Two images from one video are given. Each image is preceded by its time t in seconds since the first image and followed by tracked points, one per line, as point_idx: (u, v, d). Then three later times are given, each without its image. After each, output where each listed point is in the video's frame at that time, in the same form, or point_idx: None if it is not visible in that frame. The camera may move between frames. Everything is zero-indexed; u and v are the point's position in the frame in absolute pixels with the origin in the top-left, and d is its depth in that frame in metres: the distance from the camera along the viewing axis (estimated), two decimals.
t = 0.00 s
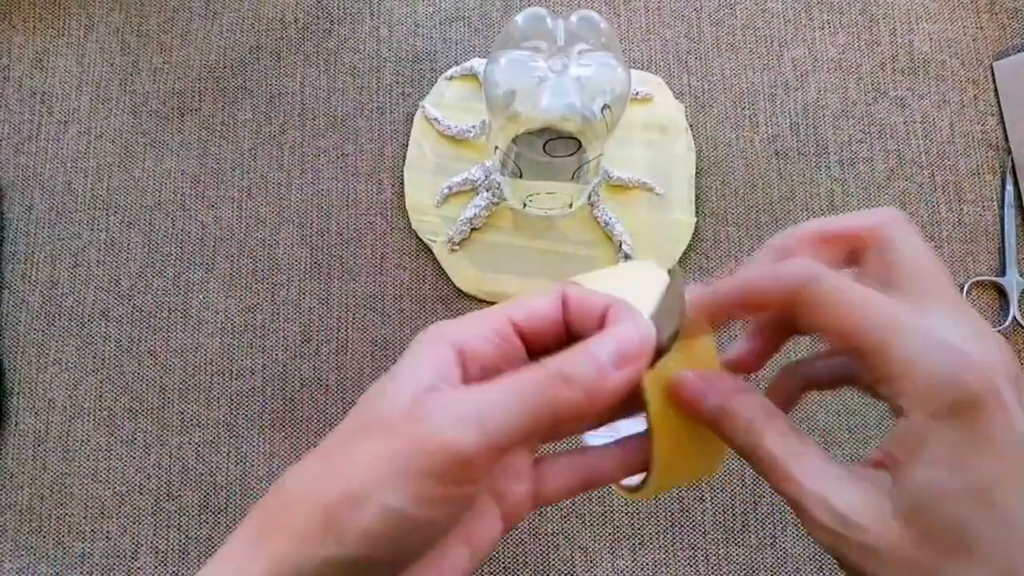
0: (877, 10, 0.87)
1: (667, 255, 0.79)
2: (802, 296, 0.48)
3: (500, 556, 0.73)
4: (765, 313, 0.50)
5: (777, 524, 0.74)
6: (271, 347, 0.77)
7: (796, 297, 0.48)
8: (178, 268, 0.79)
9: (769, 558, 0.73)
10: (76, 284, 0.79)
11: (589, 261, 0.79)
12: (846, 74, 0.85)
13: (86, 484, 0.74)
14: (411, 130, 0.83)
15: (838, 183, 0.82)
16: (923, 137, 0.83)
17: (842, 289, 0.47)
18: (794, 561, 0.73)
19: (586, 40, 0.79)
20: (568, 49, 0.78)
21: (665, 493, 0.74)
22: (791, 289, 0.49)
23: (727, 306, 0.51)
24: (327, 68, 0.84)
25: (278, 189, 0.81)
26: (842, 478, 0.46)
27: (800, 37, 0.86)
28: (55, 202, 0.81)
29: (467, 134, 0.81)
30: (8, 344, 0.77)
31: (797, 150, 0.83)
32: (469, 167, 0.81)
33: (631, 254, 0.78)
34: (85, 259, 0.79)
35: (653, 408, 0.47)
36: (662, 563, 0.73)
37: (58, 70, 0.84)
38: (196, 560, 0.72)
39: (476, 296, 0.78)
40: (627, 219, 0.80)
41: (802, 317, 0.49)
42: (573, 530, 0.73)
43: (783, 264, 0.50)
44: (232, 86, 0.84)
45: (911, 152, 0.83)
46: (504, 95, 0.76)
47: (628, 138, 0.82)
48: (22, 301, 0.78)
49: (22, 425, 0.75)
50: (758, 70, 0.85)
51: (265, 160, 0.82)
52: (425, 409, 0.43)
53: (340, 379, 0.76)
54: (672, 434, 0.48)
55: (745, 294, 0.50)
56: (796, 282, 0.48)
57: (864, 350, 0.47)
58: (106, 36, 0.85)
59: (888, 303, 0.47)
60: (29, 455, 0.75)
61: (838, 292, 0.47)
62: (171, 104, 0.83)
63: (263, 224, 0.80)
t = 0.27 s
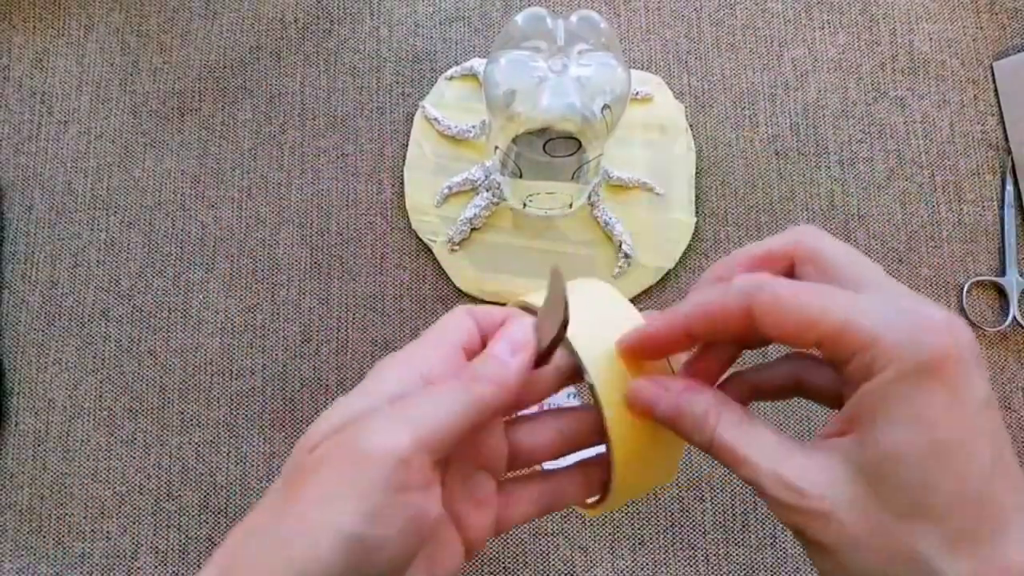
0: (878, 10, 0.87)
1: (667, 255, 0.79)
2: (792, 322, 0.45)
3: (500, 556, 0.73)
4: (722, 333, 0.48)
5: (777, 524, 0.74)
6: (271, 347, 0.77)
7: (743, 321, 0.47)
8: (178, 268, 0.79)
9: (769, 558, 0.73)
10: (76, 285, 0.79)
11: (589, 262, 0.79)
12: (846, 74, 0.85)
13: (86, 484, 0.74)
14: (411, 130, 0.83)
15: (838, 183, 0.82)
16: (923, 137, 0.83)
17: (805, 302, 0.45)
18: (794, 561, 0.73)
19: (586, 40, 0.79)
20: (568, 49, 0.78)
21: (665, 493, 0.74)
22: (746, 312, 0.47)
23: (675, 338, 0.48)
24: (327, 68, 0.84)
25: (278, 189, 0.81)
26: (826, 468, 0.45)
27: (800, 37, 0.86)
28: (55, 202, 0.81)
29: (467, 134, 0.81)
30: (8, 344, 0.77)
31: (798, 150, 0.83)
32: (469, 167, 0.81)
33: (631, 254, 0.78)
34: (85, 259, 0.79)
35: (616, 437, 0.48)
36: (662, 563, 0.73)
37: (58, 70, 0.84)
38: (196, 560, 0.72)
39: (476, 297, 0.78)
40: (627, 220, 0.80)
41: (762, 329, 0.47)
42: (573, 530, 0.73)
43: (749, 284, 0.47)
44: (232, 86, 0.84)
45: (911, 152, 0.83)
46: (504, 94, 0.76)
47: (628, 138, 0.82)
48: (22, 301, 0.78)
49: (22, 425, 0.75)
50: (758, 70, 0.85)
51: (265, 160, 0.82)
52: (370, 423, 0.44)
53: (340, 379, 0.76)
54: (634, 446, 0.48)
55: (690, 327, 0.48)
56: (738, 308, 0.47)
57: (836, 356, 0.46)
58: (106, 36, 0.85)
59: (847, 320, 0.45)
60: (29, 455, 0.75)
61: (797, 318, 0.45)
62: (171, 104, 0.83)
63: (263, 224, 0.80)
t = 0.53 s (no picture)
0: (878, 10, 0.87)
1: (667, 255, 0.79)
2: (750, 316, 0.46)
3: (500, 556, 0.73)
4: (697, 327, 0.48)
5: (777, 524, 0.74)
6: (271, 347, 0.77)
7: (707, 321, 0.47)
8: (178, 268, 0.79)
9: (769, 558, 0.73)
10: (76, 285, 0.79)
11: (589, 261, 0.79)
12: (846, 74, 0.85)
13: (86, 484, 0.74)
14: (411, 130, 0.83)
15: (838, 183, 0.82)
16: (923, 137, 0.83)
17: (795, 297, 0.45)
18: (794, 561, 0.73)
19: (586, 40, 0.79)
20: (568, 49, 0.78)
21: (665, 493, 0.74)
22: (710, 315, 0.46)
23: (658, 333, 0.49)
24: (327, 68, 0.84)
25: (278, 189, 0.81)
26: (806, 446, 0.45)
27: (800, 37, 0.86)
28: (55, 202, 0.81)
29: (467, 134, 0.81)
30: (8, 344, 0.77)
31: (797, 150, 0.83)
32: (469, 167, 0.81)
33: (631, 254, 0.78)
34: (85, 259, 0.79)
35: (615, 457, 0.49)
36: (662, 563, 0.73)
37: (58, 70, 0.84)
38: (196, 560, 0.72)
39: (475, 296, 0.78)
40: (627, 220, 0.80)
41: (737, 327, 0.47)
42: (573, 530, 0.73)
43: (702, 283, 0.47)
44: (232, 86, 0.84)
45: (911, 152, 0.83)
46: (503, 95, 0.76)
47: (628, 138, 0.82)
48: (22, 301, 0.78)
49: (22, 425, 0.75)
50: (758, 70, 0.85)
51: (266, 160, 0.82)
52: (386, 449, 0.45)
53: (340, 379, 0.76)
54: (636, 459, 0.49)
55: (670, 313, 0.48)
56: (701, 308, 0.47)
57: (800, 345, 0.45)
58: (106, 36, 0.85)
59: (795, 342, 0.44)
60: (29, 454, 0.75)
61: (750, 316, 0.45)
62: (171, 104, 0.83)
63: (263, 224, 0.80)
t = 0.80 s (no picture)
0: (878, 10, 0.87)
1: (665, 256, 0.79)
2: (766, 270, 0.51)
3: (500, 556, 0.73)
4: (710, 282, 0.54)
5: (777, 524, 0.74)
6: (271, 347, 0.77)
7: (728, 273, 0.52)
8: (178, 268, 0.79)
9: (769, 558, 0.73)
10: (76, 285, 0.79)
11: (589, 261, 0.79)
12: (846, 74, 0.85)
13: (86, 484, 0.74)
14: (411, 130, 0.83)
15: (838, 184, 0.82)
16: (922, 137, 0.83)
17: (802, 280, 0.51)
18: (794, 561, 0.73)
19: (585, 40, 0.79)
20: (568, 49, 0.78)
21: (665, 493, 0.74)
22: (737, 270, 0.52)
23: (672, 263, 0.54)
24: (327, 68, 0.84)
25: (278, 189, 0.81)
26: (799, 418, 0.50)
27: (800, 37, 0.86)
28: (55, 202, 0.81)
29: (467, 134, 0.81)
30: (8, 343, 0.77)
31: (797, 150, 0.83)
32: (469, 167, 0.81)
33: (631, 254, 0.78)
34: (85, 259, 0.79)
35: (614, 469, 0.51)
36: (662, 563, 0.73)
37: (58, 70, 0.84)
38: (196, 560, 0.72)
39: (475, 296, 0.78)
40: (627, 220, 0.80)
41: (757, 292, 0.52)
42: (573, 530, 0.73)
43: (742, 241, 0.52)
44: (232, 86, 0.84)
45: (911, 152, 0.83)
46: (504, 95, 0.76)
47: (628, 138, 0.82)
48: (23, 301, 0.78)
49: (22, 425, 0.75)
50: (758, 70, 0.85)
51: (266, 160, 0.82)
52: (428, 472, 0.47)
53: (340, 379, 0.76)
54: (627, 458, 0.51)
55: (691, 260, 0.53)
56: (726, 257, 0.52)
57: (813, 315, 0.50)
58: (106, 36, 0.85)
59: (833, 319, 0.50)
60: (29, 455, 0.75)
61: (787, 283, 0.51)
62: (171, 104, 0.83)
63: (263, 224, 0.80)
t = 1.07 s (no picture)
0: (877, 10, 0.87)
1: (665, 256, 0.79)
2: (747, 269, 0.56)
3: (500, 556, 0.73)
4: (692, 290, 0.57)
5: (777, 524, 0.74)
6: (271, 347, 0.77)
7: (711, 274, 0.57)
8: (178, 268, 0.79)
9: (769, 558, 0.73)
10: (76, 285, 0.79)
11: (589, 261, 0.79)
12: (846, 73, 0.85)
13: (86, 484, 0.74)
14: (411, 129, 0.83)
15: (838, 184, 0.82)
16: (922, 137, 0.83)
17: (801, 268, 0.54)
18: (794, 561, 0.73)
19: (585, 40, 0.79)
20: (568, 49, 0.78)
21: (665, 493, 0.74)
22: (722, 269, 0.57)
23: (652, 289, 0.57)
24: (327, 68, 0.84)
25: (278, 189, 0.81)
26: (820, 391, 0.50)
27: (800, 37, 0.86)
28: (55, 203, 0.81)
29: (467, 134, 0.81)
30: (8, 343, 0.77)
31: (797, 150, 0.83)
32: (469, 167, 0.81)
33: (631, 254, 0.78)
34: (85, 259, 0.79)
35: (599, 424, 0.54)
36: (662, 563, 0.73)
37: (58, 70, 0.84)
38: (196, 560, 0.72)
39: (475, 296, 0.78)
40: (627, 220, 0.80)
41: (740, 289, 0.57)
42: (574, 530, 0.73)
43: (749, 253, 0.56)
44: (232, 86, 0.84)
45: (911, 151, 0.83)
46: (504, 95, 0.76)
47: (628, 138, 0.82)
48: (23, 301, 0.78)
49: (22, 424, 0.75)
50: (758, 70, 0.85)
51: (266, 160, 0.82)
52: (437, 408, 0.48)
53: (340, 379, 0.76)
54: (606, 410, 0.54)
55: (675, 274, 0.57)
56: (708, 260, 0.57)
57: (790, 308, 0.55)
58: (106, 36, 0.85)
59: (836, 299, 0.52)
60: (29, 454, 0.75)
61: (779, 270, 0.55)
62: (171, 104, 0.83)
63: (263, 224, 0.80)
